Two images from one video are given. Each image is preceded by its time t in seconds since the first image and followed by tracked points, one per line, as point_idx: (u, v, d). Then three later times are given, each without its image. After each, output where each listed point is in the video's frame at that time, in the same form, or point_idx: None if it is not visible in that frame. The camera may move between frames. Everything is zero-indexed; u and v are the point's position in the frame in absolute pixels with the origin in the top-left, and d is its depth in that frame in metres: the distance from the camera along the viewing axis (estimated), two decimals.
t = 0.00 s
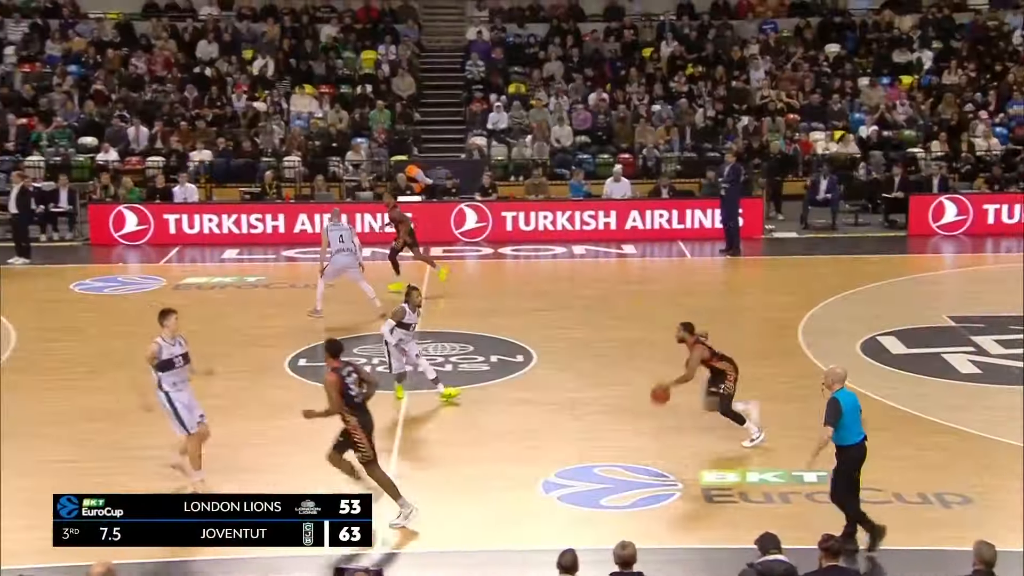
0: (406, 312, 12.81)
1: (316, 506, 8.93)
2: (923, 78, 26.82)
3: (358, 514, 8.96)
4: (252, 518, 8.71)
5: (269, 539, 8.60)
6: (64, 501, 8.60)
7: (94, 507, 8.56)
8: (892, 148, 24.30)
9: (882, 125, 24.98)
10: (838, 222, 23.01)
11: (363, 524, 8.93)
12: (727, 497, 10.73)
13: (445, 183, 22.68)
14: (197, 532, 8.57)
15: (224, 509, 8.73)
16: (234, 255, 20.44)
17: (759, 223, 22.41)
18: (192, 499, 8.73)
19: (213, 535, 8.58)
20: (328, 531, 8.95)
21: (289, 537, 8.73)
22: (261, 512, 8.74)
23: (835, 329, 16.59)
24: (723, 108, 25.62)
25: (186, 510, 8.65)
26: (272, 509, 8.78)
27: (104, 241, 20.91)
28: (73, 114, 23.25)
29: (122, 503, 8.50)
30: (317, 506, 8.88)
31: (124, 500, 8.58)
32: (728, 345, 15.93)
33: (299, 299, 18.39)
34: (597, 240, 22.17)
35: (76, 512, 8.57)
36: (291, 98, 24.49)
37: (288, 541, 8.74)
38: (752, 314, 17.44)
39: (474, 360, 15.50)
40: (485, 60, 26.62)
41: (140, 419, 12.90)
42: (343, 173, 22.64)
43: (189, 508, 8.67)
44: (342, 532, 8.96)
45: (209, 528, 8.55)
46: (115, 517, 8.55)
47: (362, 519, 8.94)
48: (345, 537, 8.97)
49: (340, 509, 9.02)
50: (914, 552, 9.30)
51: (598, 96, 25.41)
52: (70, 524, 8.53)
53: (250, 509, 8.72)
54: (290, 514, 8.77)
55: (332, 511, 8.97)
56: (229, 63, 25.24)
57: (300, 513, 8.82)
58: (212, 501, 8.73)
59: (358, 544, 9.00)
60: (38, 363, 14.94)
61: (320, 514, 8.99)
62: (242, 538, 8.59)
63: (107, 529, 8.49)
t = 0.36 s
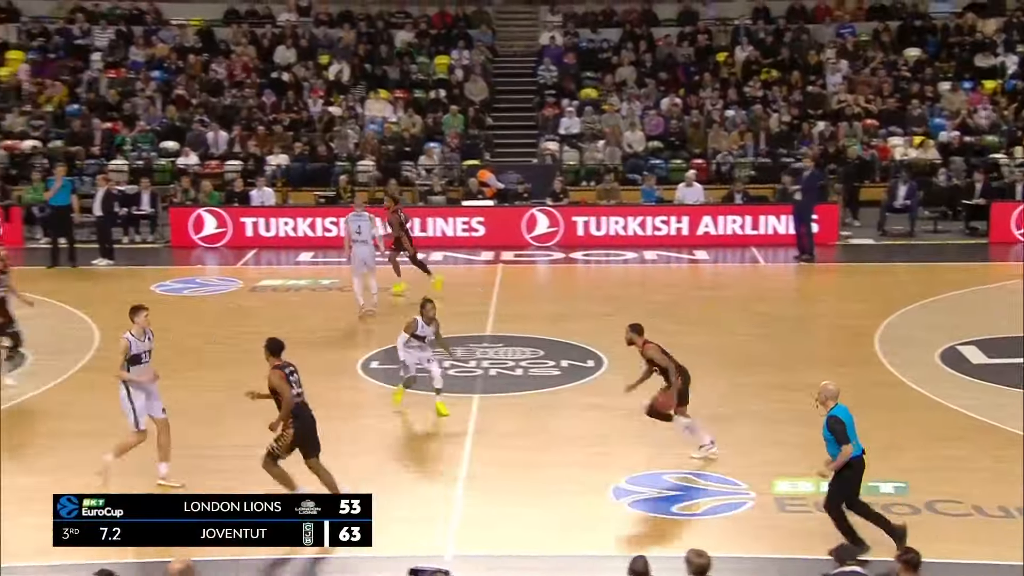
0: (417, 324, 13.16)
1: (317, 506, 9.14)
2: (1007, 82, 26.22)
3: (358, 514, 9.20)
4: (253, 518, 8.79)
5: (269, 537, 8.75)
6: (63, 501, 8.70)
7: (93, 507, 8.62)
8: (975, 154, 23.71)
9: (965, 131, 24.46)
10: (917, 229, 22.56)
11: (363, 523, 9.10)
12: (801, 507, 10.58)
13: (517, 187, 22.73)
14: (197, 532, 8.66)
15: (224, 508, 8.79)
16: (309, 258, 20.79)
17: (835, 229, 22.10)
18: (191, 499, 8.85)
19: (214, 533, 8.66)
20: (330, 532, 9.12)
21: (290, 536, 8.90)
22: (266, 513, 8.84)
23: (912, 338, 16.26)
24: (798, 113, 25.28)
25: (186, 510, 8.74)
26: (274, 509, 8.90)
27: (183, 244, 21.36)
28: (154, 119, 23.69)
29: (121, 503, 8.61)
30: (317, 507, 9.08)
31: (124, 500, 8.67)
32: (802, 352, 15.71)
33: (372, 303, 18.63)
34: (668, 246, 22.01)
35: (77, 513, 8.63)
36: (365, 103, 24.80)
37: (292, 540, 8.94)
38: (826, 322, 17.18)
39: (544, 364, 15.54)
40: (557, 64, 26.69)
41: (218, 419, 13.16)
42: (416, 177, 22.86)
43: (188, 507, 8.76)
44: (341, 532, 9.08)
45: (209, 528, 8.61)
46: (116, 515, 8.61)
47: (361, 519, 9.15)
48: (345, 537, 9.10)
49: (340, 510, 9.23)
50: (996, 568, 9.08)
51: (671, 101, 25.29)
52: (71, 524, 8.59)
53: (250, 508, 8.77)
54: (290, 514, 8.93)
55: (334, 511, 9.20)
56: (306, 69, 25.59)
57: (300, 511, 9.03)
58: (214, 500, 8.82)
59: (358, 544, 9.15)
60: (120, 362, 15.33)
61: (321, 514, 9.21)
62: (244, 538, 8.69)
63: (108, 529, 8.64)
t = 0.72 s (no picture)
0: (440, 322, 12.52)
1: (317, 506, 8.80)
2: None
3: (359, 514, 8.81)
4: (251, 517, 8.62)
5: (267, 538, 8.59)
6: (62, 500, 8.66)
7: (95, 506, 8.65)
8: None
9: None
10: None
11: (363, 523, 8.70)
12: (922, 525, 10.28)
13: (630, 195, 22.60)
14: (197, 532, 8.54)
15: (224, 508, 8.62)
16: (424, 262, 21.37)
17: (960, 241, 21.32)
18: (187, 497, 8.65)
19: (213, 534, 8.53)
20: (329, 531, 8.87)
21: (289, 536, 8.75)
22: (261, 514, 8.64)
23: None
24: (922, 119, 24.48)
25: (186, 510, 8.59)
26: (272, 509, 8.71)
27: (303, 247, 22.00)
28: (277, 125, 24.29)
29: (121, 503, 8.67)
30: (317, 506, 8.74)
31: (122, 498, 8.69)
32: (922, 366, 15.26)
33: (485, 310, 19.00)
34: (782, 254, 21.72)
35: (78, 512, 8.60)
36: (480, 109, 25.12)
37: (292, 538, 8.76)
38: (950, 334, 16.63)
39: (655, 372, 15.49)
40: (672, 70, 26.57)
41: (336, 420, 13.53)
42: (529, 183, 22.87)
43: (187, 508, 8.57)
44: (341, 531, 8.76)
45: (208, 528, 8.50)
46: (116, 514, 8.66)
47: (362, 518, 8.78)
48: (346, 538, 8.76)
49: (340, 508, 8.86)
50: None
51: (789, 107, 24.85)
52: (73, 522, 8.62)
53: (249, 508, 8.58)
54: (289, 514, 8.74)
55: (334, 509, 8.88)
56: (423, 76, 25.99)
57: (301, 509, 8.80)
58: (212, 500, 8.64)
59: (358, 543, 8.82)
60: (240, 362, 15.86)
61: (322, 513, 8.88)
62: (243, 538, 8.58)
63: (107, 529, 8.67)
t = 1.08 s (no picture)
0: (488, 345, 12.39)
1: (316, 506, 9.42)
2: None
3: (358, 516, 9.45)
4: (251, 518, 9.01)
5: (268, 538, 8.96)
6: (65, 502, 9.09)
7: (95, 506, 9.03)
8: None
9: None
10: None
11: (362, 525, 9.38)
12: None
13: (777, 204, 22.20)
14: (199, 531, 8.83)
15: (224, 509, 9.03)
16: (565, 269, 21.58)
17: None
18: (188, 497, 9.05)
19: (214, 533, 8.85)
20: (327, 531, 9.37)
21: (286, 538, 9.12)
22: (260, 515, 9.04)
23: None
24: None
25: (186, 510, 8.97)
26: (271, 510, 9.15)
27: (447, 251, 22.49)
28: (425, 132, 24.71)
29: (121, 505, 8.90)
30: (316, 507, 9.37)
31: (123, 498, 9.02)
32: None
33: (624, 317, 19.18)
34: (935, 266, 21.10)
35: (77, 512, 9.05)
36: (624, 117, 25.07)
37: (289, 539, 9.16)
38: None
39: (801, 385, 15.18)
40: (823, 77, 25.94)
41: (478, 425, 13.81)
42: (672, 192, 22.62)
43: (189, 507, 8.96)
44: (342, 531, 9.37)
45: (209, 528, 8.84)
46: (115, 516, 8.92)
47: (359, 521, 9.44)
48: (345, 537, 9.37)
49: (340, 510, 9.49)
50: None
51: (946, 115, 23.95)
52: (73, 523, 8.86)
53: (249, 509, 8.99)
54: (289, 515, 9.21)
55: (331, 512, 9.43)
56: (569, 84, 26.13)
57: (299, 512, 9.32)
58: (212, 501, 9.04)
59: (357, 544, 9.41)
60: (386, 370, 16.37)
61: (321, 515, 9.45)
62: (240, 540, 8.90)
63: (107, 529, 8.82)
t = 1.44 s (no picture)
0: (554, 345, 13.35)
1: (317, 505, 8.03)
2: None
3: (359, 515, 8.27)
4: (252, 519, 7.66)
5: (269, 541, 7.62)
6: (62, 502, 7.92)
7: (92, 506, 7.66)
8: None
9: None
10: None
11: (363, 524, 8.24)
12: None
13: (931, 215, 21.56)
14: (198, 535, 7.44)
15: (224, 508, 7.62)
16: (708, 279, 21.39)
17: None
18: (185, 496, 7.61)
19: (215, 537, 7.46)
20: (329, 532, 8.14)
21: (288, 539, 7.78)
22: (263, 514, 7.68)
23: None
24: None
25: (185, 509, 7.54)
26: (272, 510, 7.78)
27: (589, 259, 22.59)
28: (568, 140, 24.84)
29: (121, 502, 7.55)
30: (317, 506, 7.99)
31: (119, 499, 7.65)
32: None
33: (764, 327, 19.00)
34: None
35: (78, 512, 7.80)
36: (770, 125, 24.73)
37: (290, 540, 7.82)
38: None
39: (955, 403, 14.69)
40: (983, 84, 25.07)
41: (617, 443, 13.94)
42: (820, 202, 22.16)
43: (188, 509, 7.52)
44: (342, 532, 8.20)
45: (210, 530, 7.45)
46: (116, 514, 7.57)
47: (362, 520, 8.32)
48: (345, 538, 8.23)
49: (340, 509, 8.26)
50: None
51: None
52: (71, 523, 7.72)
53: (250, 508, 7.64)
54: (289, 515, 7.81)
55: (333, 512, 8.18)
56: (714, 92, 25.95)
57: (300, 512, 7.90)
58: (213, 499, 7.64)
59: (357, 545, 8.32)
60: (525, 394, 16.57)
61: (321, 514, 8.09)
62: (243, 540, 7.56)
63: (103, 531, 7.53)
